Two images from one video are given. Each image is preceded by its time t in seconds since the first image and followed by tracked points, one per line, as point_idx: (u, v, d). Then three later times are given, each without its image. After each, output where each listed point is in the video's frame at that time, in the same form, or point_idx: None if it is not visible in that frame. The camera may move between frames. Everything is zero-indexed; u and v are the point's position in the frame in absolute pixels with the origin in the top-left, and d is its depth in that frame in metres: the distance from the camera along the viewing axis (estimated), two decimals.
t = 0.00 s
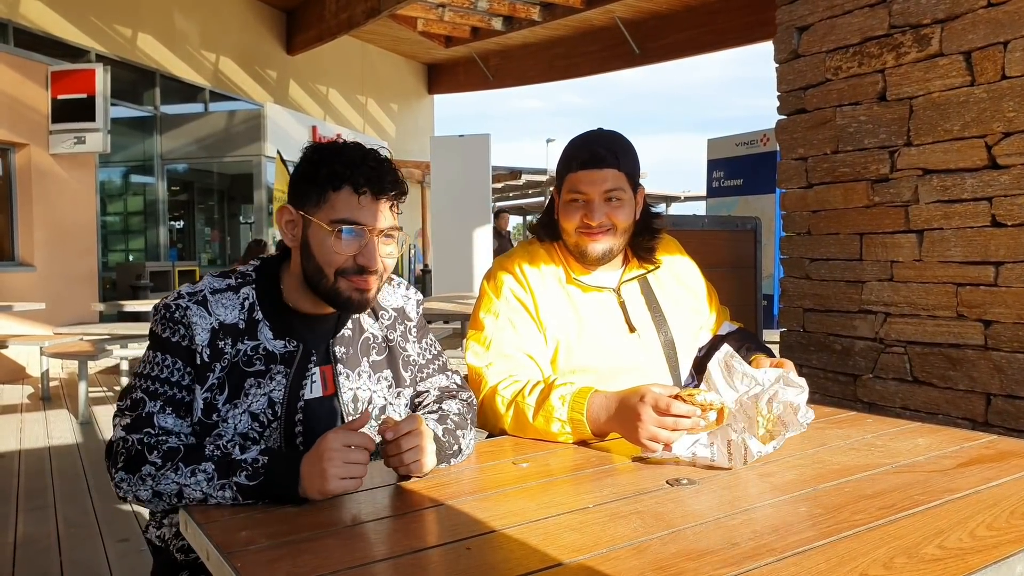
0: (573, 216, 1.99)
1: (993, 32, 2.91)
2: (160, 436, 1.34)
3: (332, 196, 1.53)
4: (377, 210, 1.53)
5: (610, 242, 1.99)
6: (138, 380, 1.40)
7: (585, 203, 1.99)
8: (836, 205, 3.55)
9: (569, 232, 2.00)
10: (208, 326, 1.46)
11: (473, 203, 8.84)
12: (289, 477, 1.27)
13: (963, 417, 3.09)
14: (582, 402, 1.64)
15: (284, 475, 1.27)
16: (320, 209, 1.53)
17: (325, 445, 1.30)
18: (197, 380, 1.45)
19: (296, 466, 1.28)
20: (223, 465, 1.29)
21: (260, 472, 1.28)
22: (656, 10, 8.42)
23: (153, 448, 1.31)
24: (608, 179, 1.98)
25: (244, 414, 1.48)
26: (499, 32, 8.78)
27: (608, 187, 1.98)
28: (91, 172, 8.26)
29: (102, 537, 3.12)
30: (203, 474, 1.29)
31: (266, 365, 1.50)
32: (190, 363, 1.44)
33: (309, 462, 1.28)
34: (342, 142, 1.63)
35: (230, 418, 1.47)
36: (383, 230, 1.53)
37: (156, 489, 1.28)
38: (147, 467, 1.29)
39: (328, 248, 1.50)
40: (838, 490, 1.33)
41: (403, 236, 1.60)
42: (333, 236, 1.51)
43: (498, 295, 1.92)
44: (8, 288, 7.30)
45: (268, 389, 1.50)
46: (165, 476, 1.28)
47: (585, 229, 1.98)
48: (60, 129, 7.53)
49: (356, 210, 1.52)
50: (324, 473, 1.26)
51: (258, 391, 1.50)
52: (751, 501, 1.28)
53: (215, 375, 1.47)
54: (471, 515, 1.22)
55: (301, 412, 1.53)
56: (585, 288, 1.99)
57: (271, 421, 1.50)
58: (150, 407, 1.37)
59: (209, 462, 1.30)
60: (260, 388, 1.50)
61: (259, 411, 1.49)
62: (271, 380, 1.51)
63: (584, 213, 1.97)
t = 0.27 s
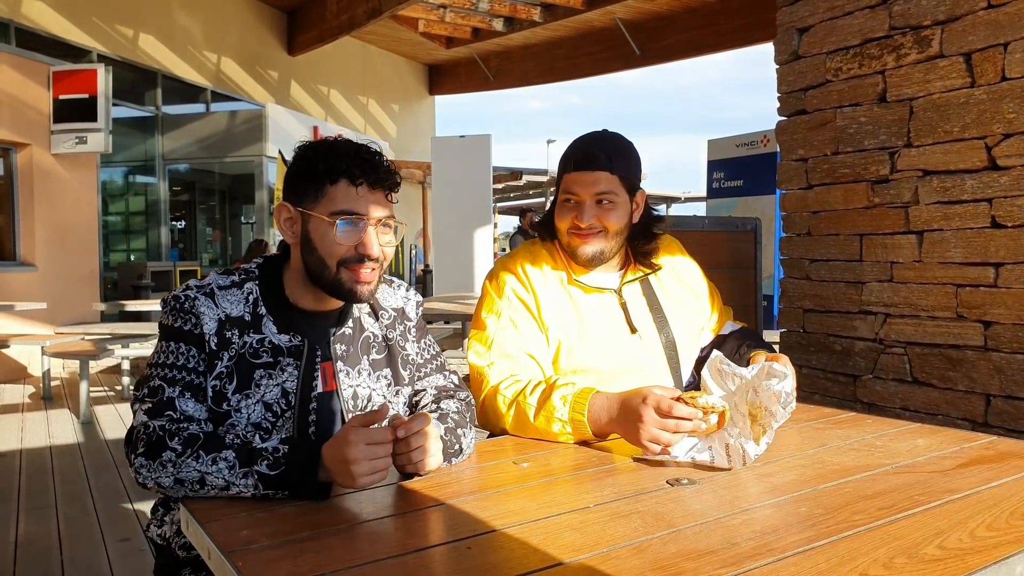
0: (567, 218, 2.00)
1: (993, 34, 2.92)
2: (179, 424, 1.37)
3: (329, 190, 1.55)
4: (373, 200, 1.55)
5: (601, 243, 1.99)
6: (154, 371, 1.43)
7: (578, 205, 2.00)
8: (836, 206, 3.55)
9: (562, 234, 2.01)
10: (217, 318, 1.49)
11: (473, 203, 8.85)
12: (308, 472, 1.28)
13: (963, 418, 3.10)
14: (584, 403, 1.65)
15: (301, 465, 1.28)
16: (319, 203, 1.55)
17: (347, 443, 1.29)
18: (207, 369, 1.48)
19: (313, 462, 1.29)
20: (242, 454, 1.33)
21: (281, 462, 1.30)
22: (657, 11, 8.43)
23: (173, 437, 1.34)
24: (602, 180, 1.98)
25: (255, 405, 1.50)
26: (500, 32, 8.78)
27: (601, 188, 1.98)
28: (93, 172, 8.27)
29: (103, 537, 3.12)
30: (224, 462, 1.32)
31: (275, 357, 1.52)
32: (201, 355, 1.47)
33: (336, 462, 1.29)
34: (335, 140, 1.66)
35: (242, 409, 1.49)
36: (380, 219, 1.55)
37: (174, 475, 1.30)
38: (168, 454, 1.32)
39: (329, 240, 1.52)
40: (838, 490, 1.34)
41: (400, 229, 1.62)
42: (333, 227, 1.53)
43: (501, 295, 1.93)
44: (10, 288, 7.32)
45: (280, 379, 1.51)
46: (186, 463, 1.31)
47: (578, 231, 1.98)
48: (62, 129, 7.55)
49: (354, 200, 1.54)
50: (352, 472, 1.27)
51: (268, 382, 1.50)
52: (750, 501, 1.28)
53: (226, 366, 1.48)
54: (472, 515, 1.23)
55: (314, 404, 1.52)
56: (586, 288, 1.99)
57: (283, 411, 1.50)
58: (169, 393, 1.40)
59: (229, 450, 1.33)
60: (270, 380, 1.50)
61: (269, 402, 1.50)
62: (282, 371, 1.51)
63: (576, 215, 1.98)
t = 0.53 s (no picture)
0: (567, 218, 2.00)
1: (994, 35, 2.92)
2: (169, 433, 1.37)
3: (316, 190, 1.54)
4: (362, 196, 1.55)
5: (600, 244, 1.98)
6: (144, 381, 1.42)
7: (578, 206, 2.00)
8: (837, 206, 3.55)
9: (563, 234, 2.01)
10: (208, 325, 1.49)
11: (474, 203, 8.85)
12: (308, 480, 1.27)
13: (963, 419, 3.10)
14: (584, 404, 1.64)
15: (299, 473, 1.28)
16: (306, 203, 1.55)
17: (342, 452, 1.28)
18: (198, 379, 1.48)
19: (312, 465, 1.28)
20: (236, 462, 1.31)
21: (279, 469, 1.28)
22: (657, 11, 8.43)
23: (164, 446, 1.33)
24: (602, 180, 1.99)
25: (248, 413, 1.50)
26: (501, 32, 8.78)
27: (601, 189, 1.99)
28: (93, 171, 8.27)
29: (103, 535, 3.12)
30: (218, 471, 1.30)
31: (267, 364, 1.52)
32: (193, 362, 1.46)
33: (329, 469, 1.26)
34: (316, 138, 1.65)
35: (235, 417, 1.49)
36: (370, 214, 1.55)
37: (168, 485, 1.29)
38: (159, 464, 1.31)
39: (320, 240, 1.52)
40: (838, 490, 1.34)
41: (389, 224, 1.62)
42: (323, 227, 1.52)
43: (501, 295, 1.93)
44: (9, 287, 7.32)
45: (271, 387, 1.52)
46: (177, 474, 1.29)
47: (577, 232, 1.98)
48: (62, 128, 7.55)
49: (341, 198, 1.54)
50: (345, 483, 1.24)
51: (261, 390, 1.51)
52: (750, 501, 1.28)
53: (218, 374, 1.49)
54: (472, 514, 1.23)
55: (306, 410, 1.55)
56: (586, 290, 1.99)
57: (276, 417, 1.52)
58: (159, 404, 1.39)
59: (224, 460, 1.31)
60: (263, 387, 1.51)
61: (263, 409, 1.51)
62: (274, 378, 1.52)
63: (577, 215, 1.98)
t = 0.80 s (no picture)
0: (567, 218, 2.00)
1: (993, 34, 2.92)
2: (166, 437, 1.37)
3: (307, 193, 1.54)
4: (354, 199, 1.56)
5: (600, 244, 1.98)
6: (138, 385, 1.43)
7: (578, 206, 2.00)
8: (837, 206, 3.55)
9: (563, 234, 2.01)
10: (202, 329, 1.49)
11: (473, 203, 8.85)
12: (309, 477, 1.27)
13: (963, 418, 3.10)
14: (584, 404, 1.64)
15: (299, 475, 1.28)
16: (299, 207, 1.55)
17: (343, 447, 1.29)
18: (194, 383, 1.48)
19: (312, 465, 1.28)
20: (234, 464, 1.31)
21: (278, 470, 1.28)
22: (657, 11, 8.43)
23: (161, 450, 1.33)
24: (602, 180, 1.99)
25: (245, 416, 1.50)
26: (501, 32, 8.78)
27: (601, 188, 1.99)
28: (94, 172, 8.28)
29: (104, 536, 3.13)
30: (217, 474, 1.30)
31: (263, 366, 1.52)
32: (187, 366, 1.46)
33: (329, 464, 1.27)
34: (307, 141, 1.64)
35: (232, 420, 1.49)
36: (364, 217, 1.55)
37: (166, 488, 1.29)
38: (157, 468, 1.31)
39: (315, 244, 1.52)
40: (838, 490, 1.34)
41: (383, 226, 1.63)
42: (317, 231, 1.53)
43: (501, 296, 1.93)
44: (10, 288, 7.32)
45: (267, 390, 1.52)
46: (177, 478, 1.29)
47: (577, 231, 1.98)
48: (62, 129, 7.55)
49: (334, 200, 1.54)
50: (345, 476, 1.26)
51: (257, 393, 1.51)
52: (751, 501, 1.28)
53: (214, 377, 1.49)
54: (472, 515, 1.23)
55: (302, 414, 1.55)
56: (585, 289, 1.99)
57: (273, 421, 1.52)
58: (155, 408, 1.39)
59: (222, 462, 1.31)
60: (260, 389, 1.51)
61: (259, 412, 1.51)
62: (270, 381, 1.52)
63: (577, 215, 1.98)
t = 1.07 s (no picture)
0: (571, 216, 2.00)
1: (995, 35, 2.91)
2: (168, 435, 1.37)
3: (318, 199, 1.53)
4: (363, 207, 1.55)
5: (606, 244, 1.98)
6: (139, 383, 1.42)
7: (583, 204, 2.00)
8: (839, 206, 3.55)
9: (567, 232, 2.01)
10: (203, 327, 1.48)
11: (474, 203, 8.85)
12: (309, 477, 1.28)
13: (964, 419, 3.10)
14: (587, 405, 1.64)
15: (300, 474, 1.28)
16: (308, 211, 1.54)
17: (346, 444, 1.30)
18: (194, 381, 1.48)
19: (313, 465, 1.29)
20: (236, 463, 1.31)
21: (280, 469, 1.28)
22: (658, 11, 8.43)
23: (162, 449, 1.33)
24: (607, 179, 1.99)
25: (246, 414, 1.50)
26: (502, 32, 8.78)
27: (606, 187, 1.98)
28: (95, 171, 8.28)
29: (105, 535, 3.13)
30: (219, 472, 1.30)
31: (263, 364, 1.52)
32: (188, 364, 1.46)
33: (331, 461, 1.28)
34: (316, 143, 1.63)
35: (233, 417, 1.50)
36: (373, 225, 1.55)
37: (167, 487, 1.29)
38: (157, 467, 1.31)
39: (322, 250, 1.51)
40: (840, 490, 1.33)
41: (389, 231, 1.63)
42: (327, 237, 1.52)
43: (503, 295, 1.93)
44: (10, 287, 7.32)
45: (267, 388, 1.52)
46: (178, 476, 1.29)
47: (582, 230, 1.98)
48: (64, 128, 7.56)
49: (344, 208, 1.53)
50: (347, 475, 1.27)
51: (258, 391, 1.51)
52: (752, 501, 1.28)
53: (214, 375, 1.49)
54: (473, 514, 1.22)
55: (302, 412, 1.56)
56: (586, 288, 1.99)
57: (273, 419, 1.52)
58: (156, 407, 1.39)
59: (223, 461, 1.31)
60: (260, 387, 1.51)
61: (260, 410, 1.51)
62: (271, 380, 1.52)
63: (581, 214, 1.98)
